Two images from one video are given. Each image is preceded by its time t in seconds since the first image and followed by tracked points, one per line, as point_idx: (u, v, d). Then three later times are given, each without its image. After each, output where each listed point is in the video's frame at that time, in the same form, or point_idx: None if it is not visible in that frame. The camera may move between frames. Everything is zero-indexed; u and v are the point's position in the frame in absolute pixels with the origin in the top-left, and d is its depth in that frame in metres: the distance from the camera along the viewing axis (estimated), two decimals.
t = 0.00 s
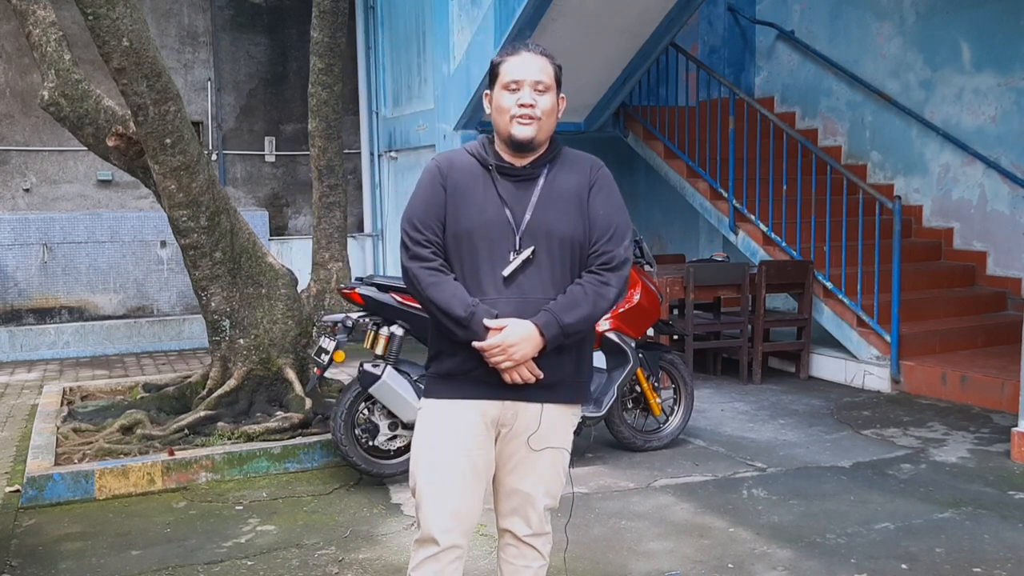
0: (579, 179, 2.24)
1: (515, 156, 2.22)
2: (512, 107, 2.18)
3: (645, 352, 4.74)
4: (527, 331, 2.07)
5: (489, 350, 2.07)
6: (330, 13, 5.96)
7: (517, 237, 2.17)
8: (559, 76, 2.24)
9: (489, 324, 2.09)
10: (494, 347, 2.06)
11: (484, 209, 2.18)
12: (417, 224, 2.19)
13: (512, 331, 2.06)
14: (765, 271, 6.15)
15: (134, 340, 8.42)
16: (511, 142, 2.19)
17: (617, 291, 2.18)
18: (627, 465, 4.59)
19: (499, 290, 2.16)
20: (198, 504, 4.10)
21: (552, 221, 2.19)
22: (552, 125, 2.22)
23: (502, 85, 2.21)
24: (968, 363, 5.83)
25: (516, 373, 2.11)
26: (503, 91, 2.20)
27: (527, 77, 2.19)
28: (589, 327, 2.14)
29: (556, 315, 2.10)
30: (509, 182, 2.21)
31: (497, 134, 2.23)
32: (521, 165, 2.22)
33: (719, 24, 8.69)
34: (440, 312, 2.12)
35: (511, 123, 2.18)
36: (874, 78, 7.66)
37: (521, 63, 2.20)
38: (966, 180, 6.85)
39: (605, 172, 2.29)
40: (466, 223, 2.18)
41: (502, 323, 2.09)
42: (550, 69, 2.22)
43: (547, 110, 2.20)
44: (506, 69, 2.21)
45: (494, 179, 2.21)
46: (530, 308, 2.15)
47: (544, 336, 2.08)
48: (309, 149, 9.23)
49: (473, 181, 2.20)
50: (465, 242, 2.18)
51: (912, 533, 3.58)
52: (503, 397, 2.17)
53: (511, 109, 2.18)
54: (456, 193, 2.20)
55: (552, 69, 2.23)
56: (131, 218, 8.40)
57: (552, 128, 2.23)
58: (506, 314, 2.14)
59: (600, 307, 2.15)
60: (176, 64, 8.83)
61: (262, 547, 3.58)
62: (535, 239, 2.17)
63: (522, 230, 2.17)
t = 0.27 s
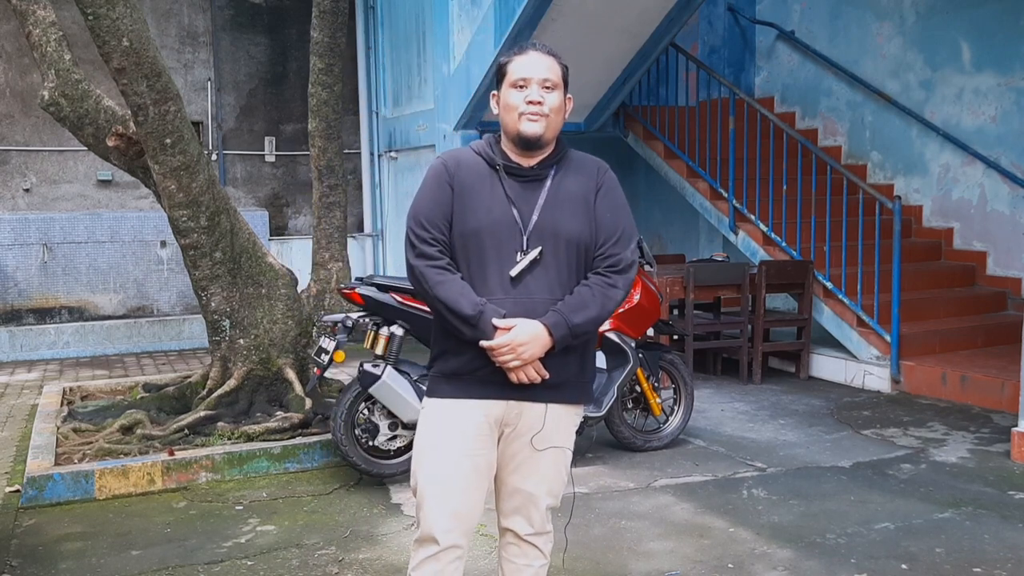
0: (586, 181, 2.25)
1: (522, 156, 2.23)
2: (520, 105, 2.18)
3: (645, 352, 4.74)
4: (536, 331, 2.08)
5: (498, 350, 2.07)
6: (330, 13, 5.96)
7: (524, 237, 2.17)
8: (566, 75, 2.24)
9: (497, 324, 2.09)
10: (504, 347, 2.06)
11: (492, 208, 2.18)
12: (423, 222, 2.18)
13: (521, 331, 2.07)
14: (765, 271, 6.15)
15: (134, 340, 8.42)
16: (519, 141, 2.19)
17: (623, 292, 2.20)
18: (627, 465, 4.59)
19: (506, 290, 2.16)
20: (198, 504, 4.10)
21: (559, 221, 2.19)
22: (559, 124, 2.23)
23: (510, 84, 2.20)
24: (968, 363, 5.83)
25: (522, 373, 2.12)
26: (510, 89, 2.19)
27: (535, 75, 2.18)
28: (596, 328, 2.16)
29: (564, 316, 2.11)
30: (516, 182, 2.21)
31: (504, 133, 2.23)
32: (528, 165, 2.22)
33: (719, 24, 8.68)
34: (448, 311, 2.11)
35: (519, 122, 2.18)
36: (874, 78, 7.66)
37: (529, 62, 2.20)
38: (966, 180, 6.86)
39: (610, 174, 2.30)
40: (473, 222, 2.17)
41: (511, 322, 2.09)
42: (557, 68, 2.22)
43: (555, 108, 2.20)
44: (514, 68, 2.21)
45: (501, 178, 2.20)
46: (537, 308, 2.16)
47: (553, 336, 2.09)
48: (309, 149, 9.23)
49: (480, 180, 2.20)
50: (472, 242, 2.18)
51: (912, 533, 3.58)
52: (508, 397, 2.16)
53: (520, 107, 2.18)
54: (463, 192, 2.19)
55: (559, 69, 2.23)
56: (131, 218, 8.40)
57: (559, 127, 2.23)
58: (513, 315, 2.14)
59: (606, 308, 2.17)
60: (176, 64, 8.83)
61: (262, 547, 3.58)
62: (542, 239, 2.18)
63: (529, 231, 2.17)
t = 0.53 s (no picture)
0: (588, 180, 2.26)
1: (523, 156, 2.23)
2: (520, 106, 2.18)
3: (645, 352, 4.74)
4: (545, 329, 2.08)
5: (507, 349, 2.07)
6: (330, 13, 5.96)
7: (529, 236, 2.17)
8: (567, 76, 2.24)
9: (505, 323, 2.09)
10: (513, 347, 2.06)
11: (495, 207, 2.18)
12: (427, 223, 2.17)
13: (530, 330, 2.07)
14: (765, 271, 6.15)
15: (134, 340, 8.42)
16: (520, 141, 2.19)
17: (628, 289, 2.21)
18: (627, 465, 4.59)
19: (513, 289, 2.16)
20: (198, 504, 4.10)
21: (563, 220, 2.20)
22: (559, 125, 2.23)
23: (511, 84, 2.20)
24: (968, 363, 5.83)
25: (530, 373, 2.12)
26: (511, 89, 2.19)
27: (536, 76, 2.18)
28: (604, 326, 2.16)
29: (572, 313, 2.12)
30: (519, 181, 2.21)
31: (505, 133, 2.23)
32: (530, 164, 2.23)
33: (719, 24, 8.68)
34: (455, 311, 2.11)
35: (520, 122, 2.18)
36: (874, 78, 7.66)
37: (530, 63, 2.20)
38: (966, 180, 6.86)
39: (610, 174, 2.32)
40: (477, 222, 2.17)
41: (520, 321, 2.09)
42: (558, 69, 2.22)
43: (555, 110, 2.19)
44: (515, 68, 2.20)
45: (504, 178, 2.21)
46: (544, 306, 2.16)
47: (562, 334, 2.09)
48: (309, 149, 9.23)
49: (483, 180, 2.20)
50: (477, 242, 2.17)
51: (912, 533, 3.58)
52: (515, 397, 2.16)
53: (521, 107, 2.18)
54: (466, 192, 2.19)
55: (561, 70, 2.23)
56: (131, 218, 8.40)
57: (560, 128, 2.23)
58: (520, 314, 2.14)
59: (613, 305, 2.18)
60: (176, 64, 8.83)
61: (262, 547, 3.58)
62: (548, 238, 2.18)
63: (534, 229, 2.18)
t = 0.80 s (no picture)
0: (587, 178, 2.26)
1: (523, 157, 2.23)
2: (520, 109, 2.18)
3: (645, 353, 4.74)
4: (547, 326, 2.08)
5: (509, 346, 2.07)
6: (330, 13, 5.96)
7: (530, 235, 2.17)
8: (566, 78, 2.25)
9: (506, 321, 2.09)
10: (514, 343, 2.06)
11: (495, 207, 2.18)
12: (427, 224, 2.17)
13: (532, 326, 2.07)
14: (765, 271, 6.15)
15: (134, 340, 8.42)
16: (520, 143, 2.19)
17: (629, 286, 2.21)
18: (627, 465, 4.59)
19: (514, 288, 2.16)
20: (198, 504, 4.10)
21: (563, 219, 2.20)
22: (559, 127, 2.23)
23: (511, 87, 2.20)
24: (968, 363, 5.83)
25: (533, 370, 2.12)
26: (511, 92, 2.19)
27: (536, 79, 2.18)
28: (606, 323, 2.16)
29: (574, 310, 2.12)
30: (519, 181, 2.21)
31: (504, 135, 2.23)
32: (529, 165, 2.23)
33: (719, 24, 8.68)
34: (456, 311, 2.11)
35: (520, 124, 2.18)
36: (874, 78, 7.66)
37: (529, 65, 2.20)
38: (966, 180, 6.86)
39: (609, 172, 2.32)
40: (478, 222, 2.17)
41: (521, 319, 2.09)
42: (557, 71, 2.22)
43: (555, 112, 2.20)
44: (515, 70, 2.21)
45: (503, 179, 2.21)
46: (545, 304, 2.16)
47: (564, 331, 2.09)
48: (309, 149, 9.23)
49: (482, 181, 2.20)
50: (477, 241, 2.17)
51: (912, 533, 3.58)
52: (516, 396, 2.16)
53: (521, 109, 2.18)
54: (466, 192, 2.19)
55: (560, 72, 2.23)
56: (131, 218, 8.40)
57: (560, 130, 2.23)
58: (522, 312, 2.14)
59: (614, 301, 2.18)
60: (176, 64, 8.83)
61: (262, 547, 3.58)
62: (548, 236, 2.18)
63: (535, 228, 2.18)
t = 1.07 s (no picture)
0: (585, 179, 2.26)
1: (521, 157, 2.23)
2: (521, 108, 2.18)
3: (645, 352, 4.74)
4: (537, 326, 2.08)
5: (500, 346, 2.07)
6: (330, 13, 5.96)
7: (525, 235, 2.17)
8: (568, 77, 2.24)
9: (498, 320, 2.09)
10: (504, 343, 2.06)
11: (491, 207, 2.18)
12: (424, 223, 2.18)
13: (522, 327, 2.06)
14: (765, 271, 6.15)
15: (134, 340, 8.42)
16: (520, 143, 2.19)
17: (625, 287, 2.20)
18: (627, 465, 4.59)
19: (509, 288, 2.16)
20: (198, 504, 4.10)
21: (560, 219, 2.19)
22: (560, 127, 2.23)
23: (512, 86, 2.20)
24: (968, 363, 5.83)
25: (524, 370, 2.11)
26: (512, 92, 2.19)
27: (537, 79, 2.18)
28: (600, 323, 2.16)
29: (567, 311, 2.11)
30: (516, 182, 2.21)
31: (504, 135, 2.23)
32: (528, 165, 2.22)
33: (719, 24, 8.68)
34: (450, 310, 2.11)
35: (520, 124, 2.18)
36: (874, 78, 7.66)
37: (530, 65, 2.20)
38: (966, 180, 6.86)
39: (609, 173, 2.31)
40: (473, 222, 2.18)
41: (513, 318, 2.09)
42: (558, 71, 2.22)
43: (556, 112, 2.20)
44: (516, 70, 2.21)
45: (500, 179, 2.20)
46: (539, 305, 2.16)
47: (554, 331, 2.09)
48: (309, 149, 9.23)
49: (479, 181, 2.20)
50: (473, 242, 2.18)
51: (912, 533, 3.58)
52: (510, 396, 2.16)
53: (521, 110, 2.18)
54: (462, 192, 2.19)
55: (561, 71, 2.23)
56: (131, 218, 8.40)
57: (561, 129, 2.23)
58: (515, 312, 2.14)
59: (609, 302, 2.17)
60: (176, 64, 8.83)
61: (262, 547, 3.58)
62: (544, 237, 2.18)
63: (530, 229, 2.18)
